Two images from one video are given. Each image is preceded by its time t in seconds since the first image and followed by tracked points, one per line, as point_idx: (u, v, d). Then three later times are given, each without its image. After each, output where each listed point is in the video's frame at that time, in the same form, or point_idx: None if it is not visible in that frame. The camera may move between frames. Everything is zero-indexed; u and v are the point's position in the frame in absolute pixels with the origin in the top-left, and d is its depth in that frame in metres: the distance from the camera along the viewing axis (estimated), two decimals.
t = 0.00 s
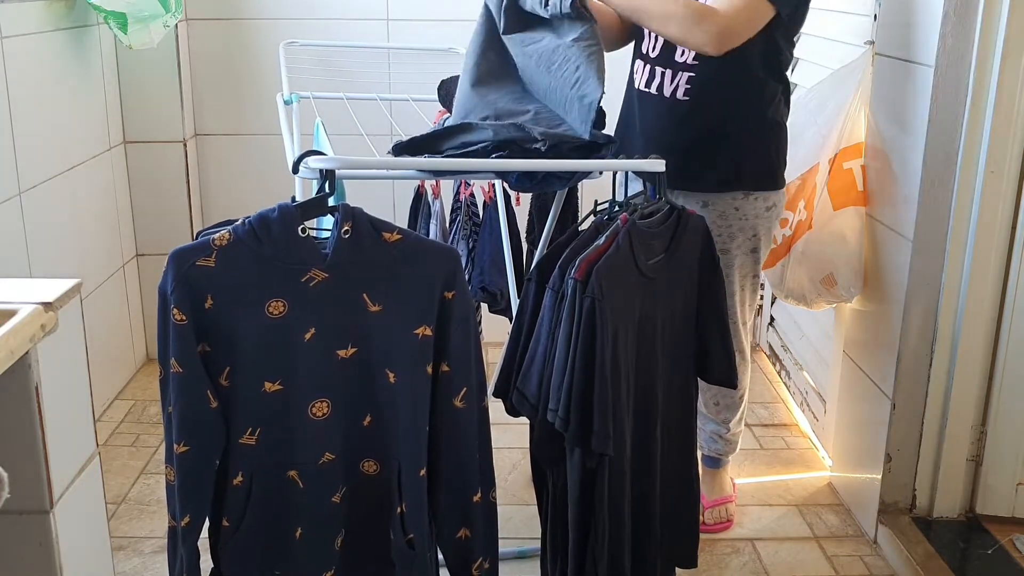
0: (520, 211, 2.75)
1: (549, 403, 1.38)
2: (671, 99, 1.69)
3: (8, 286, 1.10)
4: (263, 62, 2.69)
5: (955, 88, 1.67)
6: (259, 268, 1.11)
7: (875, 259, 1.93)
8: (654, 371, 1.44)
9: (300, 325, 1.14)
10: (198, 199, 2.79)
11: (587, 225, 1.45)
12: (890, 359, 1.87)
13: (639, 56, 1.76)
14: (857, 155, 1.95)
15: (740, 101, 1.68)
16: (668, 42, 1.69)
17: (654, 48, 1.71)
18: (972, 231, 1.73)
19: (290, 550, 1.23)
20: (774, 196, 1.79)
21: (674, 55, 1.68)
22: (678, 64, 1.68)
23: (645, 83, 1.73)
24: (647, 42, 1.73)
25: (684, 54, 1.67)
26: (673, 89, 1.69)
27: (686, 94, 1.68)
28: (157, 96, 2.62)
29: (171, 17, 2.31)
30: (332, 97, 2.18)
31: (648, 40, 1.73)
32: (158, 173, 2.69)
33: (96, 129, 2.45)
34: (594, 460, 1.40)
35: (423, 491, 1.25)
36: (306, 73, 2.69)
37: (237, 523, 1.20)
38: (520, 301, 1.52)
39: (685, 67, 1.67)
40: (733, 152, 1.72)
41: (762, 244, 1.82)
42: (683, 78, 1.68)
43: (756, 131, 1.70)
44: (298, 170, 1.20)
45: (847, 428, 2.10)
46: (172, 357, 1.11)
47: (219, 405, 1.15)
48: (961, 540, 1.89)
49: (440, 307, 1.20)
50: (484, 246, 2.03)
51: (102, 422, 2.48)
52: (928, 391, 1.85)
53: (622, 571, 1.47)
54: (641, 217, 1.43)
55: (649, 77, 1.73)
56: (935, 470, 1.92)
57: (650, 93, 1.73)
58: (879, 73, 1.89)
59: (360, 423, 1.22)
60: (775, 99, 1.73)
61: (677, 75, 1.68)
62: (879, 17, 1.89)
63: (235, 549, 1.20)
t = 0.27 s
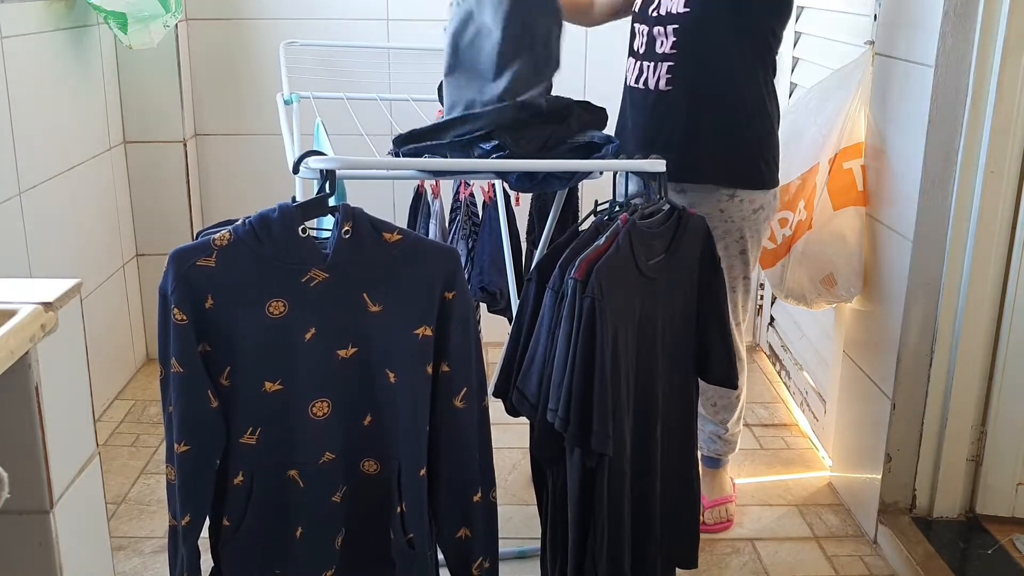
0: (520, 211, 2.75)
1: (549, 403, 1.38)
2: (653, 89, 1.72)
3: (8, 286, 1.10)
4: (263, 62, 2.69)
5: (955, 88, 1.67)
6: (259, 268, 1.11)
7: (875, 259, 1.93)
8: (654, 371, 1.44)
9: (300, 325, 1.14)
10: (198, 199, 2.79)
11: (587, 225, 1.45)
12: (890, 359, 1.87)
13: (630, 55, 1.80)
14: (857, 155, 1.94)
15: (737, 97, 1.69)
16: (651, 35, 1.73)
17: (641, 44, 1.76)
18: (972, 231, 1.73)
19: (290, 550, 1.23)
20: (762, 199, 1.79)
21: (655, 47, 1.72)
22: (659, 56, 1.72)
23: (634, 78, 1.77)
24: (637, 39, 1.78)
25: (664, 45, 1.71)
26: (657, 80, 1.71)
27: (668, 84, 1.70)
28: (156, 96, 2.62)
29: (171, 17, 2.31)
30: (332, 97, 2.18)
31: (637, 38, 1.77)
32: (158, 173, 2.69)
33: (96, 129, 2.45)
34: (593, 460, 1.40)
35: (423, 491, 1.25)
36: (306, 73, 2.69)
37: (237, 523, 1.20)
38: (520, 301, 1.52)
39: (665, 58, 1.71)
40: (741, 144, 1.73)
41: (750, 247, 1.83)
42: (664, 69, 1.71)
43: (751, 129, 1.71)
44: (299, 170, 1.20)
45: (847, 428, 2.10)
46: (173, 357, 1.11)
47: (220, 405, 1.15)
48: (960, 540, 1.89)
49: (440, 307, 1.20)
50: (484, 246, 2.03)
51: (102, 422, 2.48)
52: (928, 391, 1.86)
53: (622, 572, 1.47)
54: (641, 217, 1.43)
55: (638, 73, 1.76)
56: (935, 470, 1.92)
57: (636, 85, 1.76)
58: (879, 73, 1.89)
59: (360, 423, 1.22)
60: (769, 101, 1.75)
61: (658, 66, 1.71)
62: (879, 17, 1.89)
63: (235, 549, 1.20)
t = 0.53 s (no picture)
0: (520, 211, 2.75)
1: (549, 403, 1.38)
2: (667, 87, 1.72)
3: (7, 286, 1.11)
4: (263, 62, 2.69)
5: (955, 88, 1.67)
6: (259, 268, 1.11)
7: (875, 259, 1.93)
8: (655, 371, 1.44)
9: (300, 325, 1.14)
10: (198, 199, 2.79)
11: (587, 225, 1.45)
12: (890, 360, 1.87)
13: (634, 49, 1.77)
14: (857, 155, 1.94)
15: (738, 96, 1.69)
16: (663, 35, 1.73)
17: (651, 42, 1.74)
18: (972, 231, 1.73)
19: (289, 550, 1.23)
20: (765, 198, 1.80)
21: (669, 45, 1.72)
22: (674, 55, 1.72)
23: (642, 75, 1.75)
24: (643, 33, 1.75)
25: (680, 45, 1.71)
26: (671, 79, 1.72)
27: (681, 84, 1.71)
28: (156, 96, 2.62)
29: (171, 17, 2.31)
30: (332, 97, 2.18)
31: (645, 35, 1.75)
32: (158, 173, 2.69)
33: (96, 128, 2.45)
34: (593, 459, 1.40)
35: (422, 491, 1.25)
36: (306, 73, 2.68)
37: (236, 523, 1.20)
38: (520, 301, 1.53)
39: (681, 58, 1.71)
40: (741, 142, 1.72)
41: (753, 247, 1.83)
42: (678, 69, 1.71)
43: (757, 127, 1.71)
44: (299, 170, 1.20)
45: (848, 428, 2.10)
46: (172, 357, 1.11)
47: (219, 405, 1.15)
48: (960, 540, 1.89)
49: (440, 308, 1.20)
50: (484, 246, 2.03)
51: (102, 422, 2.48)
52: (927, 391, 1.86)
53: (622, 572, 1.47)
54: (641, 217, 1.43)
55: (647, 70, 1.74)
56: (935, 470, 1.92)
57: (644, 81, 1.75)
58: (879, 73, 1.89)
59: (360, 423, 1.22)
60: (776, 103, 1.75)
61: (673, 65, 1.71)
62: (879, 17, 1.89)
63: (235, 549, 1.20)
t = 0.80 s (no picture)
0: (520, 211, 2.75)
1: (549, 403, 1.38)
2: (700, 102, 1.67)
3: (7, 286, 1.10)
4: (263, 62, 2.69)
5: (955, 88, 1.67)
6: (259, 268, 1.11)
7: (875, 259, 1.93)
8: (655, 371, 1.44)
9: (300, 325, 1.14)
10: (198, 199, 2.79)
11: (587, 225, 1.45)
12: (890, 360, 1.87)
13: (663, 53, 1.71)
14: (857, 155, 1.95)
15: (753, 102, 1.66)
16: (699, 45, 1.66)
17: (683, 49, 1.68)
18: (972, 231, 1.73)
19: (289, 550, 1.23)
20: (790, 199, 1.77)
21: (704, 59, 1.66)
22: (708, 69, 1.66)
23: (671, 82, 1.70)
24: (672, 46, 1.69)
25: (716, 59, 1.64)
26: (702, 92, 1.66)
27: (715, 98, 1.65)
28: (156, 96, 2.62)
29: (171, 17, 2.31)
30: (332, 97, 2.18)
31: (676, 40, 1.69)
32: (158, 173, 2.69)
33: (96, 128, 2.45)
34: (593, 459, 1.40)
35: (423, 491, 1.25)
36: (305, 73, 2.68)
37: (236, 523, 1.20)
38: (520, 301, 1.52)
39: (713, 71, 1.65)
40: (760, 145, 1.65)
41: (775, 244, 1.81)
42: (711, 82, 1.65)
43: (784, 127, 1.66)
44: (298, 169, 1.20)
45: (848, 428, 2.10)
46: (172, 357, 1.11)
47: (219, 405, 1.15)
48: (960, 540, 1.89)
49: (440, 308, 1.20)
50: (484, 246, 2.03)
51: (102, 422, 2.48)
52: (927, 391, 1.86)
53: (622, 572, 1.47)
54: (641, 217, 1.43)
55: (675, 78, 1.70)
56: (935, 470, 1.92)
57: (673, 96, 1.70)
58: (879, 72, 1.89)
59: (360, 423, 1.22)
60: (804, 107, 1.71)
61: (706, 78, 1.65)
62: (880, 17, 1.89)
63: (235, 549, 1.20)
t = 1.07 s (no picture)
0: (520, 211, 2.75)
1: (549, 403, 1.38)
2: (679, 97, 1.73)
3: (7, 286, 1.10)
4: (263, 62, 2.69)
5: (955, 88, 1.67)
6: (259, 268, 1.10)
7: (875, 259, 1.93)
8: (655, 371, 1.44)
9: (300, 325, 1.14)
10: (198, 199, 2.79)
11: (587, 225, 1.45)
12: (890, 359, 1.87)
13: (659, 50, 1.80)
14: (857, 155, 1.95)
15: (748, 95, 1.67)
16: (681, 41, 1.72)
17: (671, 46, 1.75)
18: (972, 231, 1.73)
19: (290, 550, 1.22)
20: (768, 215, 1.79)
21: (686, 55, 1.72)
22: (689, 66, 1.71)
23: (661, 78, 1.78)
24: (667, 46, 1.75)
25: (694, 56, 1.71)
26: (682, 87, 1.73)
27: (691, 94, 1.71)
28: (156, 96, 2.62)
29: (171, 17, 2.31)
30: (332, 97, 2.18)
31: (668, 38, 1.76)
32: (158, 173, 2.69)
33: (96, 128, 2.45)
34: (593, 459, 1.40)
35: (423, 491, 1.25)
36: (305, 73, 2.68)
37: (237, 523, 1.20)
38: (520, 301, 1.52)
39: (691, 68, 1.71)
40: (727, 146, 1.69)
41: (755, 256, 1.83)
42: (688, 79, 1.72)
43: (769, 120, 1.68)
44: (298, 170, 1.20)
45: (848, 428, 2.10)
46: (173, 357, 1.11)
47: (220, 405, 1.15)
48: (961, 540, 1.89)
49: (440, 307, 1.20)
50: (484, 246, 2.03)
51: (102, 422, 2.48)
52: (928, 391, 1.86)
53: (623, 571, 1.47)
54: (641, 217, 1.43)
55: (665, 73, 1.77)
56: (935, 470, 1.92)
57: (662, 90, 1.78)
58: (879, 72, 1.89)
59: (360, 423, 1.22)
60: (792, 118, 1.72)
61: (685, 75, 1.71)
62: (879, 17, 1.88)
63: (236, 550, 1.20)
